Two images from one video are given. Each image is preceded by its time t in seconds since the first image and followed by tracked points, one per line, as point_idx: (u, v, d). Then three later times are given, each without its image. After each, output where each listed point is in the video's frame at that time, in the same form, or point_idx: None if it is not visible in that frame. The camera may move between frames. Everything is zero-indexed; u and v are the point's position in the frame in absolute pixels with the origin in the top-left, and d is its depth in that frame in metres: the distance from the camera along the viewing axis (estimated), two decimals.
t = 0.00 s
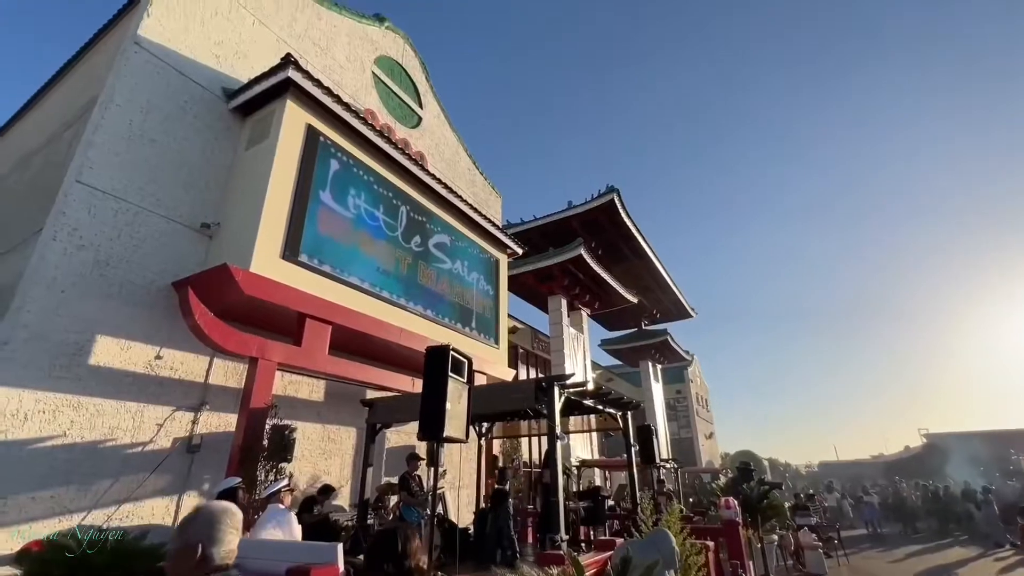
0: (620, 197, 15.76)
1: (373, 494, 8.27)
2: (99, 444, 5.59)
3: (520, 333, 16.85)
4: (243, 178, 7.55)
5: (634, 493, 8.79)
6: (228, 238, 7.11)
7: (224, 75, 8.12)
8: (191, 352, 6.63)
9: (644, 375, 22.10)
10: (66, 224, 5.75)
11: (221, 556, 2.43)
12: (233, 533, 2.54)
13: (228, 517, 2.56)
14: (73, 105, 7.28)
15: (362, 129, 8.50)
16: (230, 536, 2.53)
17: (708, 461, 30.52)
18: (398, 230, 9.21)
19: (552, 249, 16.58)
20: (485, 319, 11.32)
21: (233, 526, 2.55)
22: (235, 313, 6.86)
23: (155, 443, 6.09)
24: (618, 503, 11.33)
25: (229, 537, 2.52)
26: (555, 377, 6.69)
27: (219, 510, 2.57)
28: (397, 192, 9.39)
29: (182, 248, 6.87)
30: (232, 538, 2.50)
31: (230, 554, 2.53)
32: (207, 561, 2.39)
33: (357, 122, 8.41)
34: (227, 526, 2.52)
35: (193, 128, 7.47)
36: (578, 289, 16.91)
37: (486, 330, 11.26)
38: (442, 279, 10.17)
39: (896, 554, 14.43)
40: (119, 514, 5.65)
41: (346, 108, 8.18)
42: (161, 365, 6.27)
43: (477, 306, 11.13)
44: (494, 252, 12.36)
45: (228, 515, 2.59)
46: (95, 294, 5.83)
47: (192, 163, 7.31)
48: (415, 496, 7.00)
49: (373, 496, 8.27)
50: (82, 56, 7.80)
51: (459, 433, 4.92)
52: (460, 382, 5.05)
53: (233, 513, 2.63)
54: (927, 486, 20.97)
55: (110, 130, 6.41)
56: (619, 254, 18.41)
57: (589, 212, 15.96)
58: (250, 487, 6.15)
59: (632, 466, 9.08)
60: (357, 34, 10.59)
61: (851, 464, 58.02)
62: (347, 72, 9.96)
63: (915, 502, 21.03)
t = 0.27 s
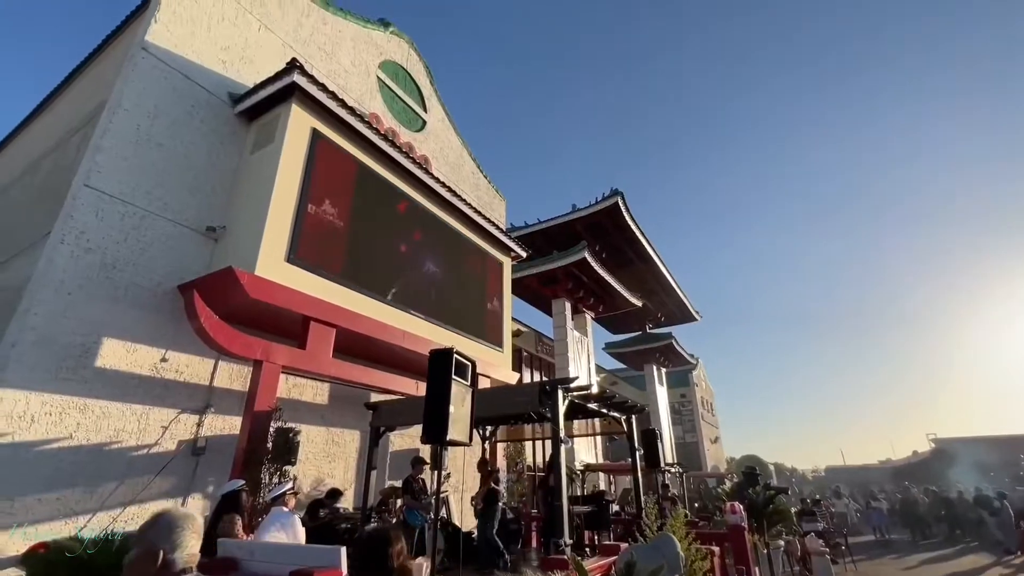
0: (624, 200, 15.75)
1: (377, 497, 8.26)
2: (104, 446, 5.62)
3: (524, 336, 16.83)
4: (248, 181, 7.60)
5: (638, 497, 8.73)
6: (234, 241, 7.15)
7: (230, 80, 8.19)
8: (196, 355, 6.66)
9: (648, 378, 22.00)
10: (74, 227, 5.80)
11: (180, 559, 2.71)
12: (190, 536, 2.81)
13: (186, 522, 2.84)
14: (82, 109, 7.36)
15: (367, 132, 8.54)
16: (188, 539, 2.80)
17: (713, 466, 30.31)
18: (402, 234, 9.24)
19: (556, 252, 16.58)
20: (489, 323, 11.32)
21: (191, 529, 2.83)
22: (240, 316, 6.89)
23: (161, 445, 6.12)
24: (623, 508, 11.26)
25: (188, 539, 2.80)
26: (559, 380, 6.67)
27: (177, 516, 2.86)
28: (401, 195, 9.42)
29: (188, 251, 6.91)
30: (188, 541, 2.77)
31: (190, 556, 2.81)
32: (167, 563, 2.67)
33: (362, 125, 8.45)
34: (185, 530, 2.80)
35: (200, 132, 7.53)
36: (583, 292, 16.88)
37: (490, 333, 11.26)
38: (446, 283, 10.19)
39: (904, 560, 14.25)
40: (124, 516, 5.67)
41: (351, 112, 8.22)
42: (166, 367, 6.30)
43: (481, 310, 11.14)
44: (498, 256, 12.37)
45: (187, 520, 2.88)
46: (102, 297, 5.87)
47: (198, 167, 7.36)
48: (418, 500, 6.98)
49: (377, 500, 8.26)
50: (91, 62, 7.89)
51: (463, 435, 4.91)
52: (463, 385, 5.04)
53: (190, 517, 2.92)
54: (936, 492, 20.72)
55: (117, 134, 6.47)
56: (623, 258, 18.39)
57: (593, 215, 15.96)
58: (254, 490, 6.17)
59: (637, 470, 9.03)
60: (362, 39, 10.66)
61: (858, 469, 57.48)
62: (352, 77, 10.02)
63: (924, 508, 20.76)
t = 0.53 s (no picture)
0: (626, 199, 15.73)
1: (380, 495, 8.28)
2: (108, 443, 5.64)
3: (526, 335, 16.84)
4: (251, 180, 7.61)
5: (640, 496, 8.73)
6: (237, 239, 7.17)
7: (233, 79, 8.20)
8: (200, 353, 6.68)
9: (651, 377, 21.98)
10: (78, 225, 5.83)
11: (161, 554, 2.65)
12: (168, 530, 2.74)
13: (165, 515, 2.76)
14: (86, 108, 7.38)
15: (369, 131, 8.54)
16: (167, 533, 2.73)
17: (715, 465, 30.28)
18: (404, 233, 9.24)
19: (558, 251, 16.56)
20: (491, 321, 11.33)
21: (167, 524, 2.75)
22: (243, 314, 6.91)
23: (164, 443, 6.14)
24: (625, 507, 11.26)
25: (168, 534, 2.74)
26: (561, 378, 6.67)
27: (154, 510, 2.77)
28: (404, 194, 9.43)
29: (191, 249, 6.93)
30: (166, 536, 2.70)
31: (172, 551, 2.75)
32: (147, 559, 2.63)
33: (364, 124, 8.45)
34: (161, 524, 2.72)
35: (203, 131, 7.55)
36: (585, 291, 16.87)
37: (492, 332, 11.27)
38: (448, 281, 10.19)
39: (907, 560, 14.22)
40: (129, 513, 5.71)
41: (353, 111, 8.23)
42: (170, 365, 6.33)
43: (483, 309, 11.14)
44: (500, 255, 12.37)
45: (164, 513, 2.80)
46: (105, 296, 5.89)
47: (201, 166, 7.38)
48: (420, 499, 7.00)
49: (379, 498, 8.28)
50: (95, 60, 7.91)
51: (466, 433, 4.92)
52: (466, 383, 5.04)
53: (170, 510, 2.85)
54: (939, 492, 20.66)
55: (121, 133, 6.49)
56: (626, 257, 18.37)
57: (596, 214, 15.95)
58: (258, 488, 6.23)
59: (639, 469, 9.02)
60: (364, 37, 10.66)
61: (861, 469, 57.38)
62: (355, 76, 10.02)
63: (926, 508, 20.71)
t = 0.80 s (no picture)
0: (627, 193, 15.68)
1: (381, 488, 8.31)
2: (110, 436, 5.66)
3: (527, 329, 16.84)
4: (251, 173, 7.59)
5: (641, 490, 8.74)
6: (237, 232, 7.16)
7: (233, 71, 8.17)
8: (201, 346, 6.69)
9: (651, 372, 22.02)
10: (78, 218, 5.82)
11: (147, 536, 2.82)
12: (156, 516, 2.92)
13: (153, 502, 2.96)
14: (85, 101, 7.35)
15: (369, 124, 8.50)
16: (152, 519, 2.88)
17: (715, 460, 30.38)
18: (405, 226, 9.22)
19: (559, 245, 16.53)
20: (492, 315, 11.33)
21: (155, 510, 2.93)
22: (244, 308, 6.91)
23: (166, 435, 6.16)
24: (625, 500, 11.31)
25: (155, 518, 2.92)
26: (561, 372, 6.67)
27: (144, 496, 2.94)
28: (404, 187, 9.40)
29: (191, 242, 6.92)
30: (153, 520, 2.88)
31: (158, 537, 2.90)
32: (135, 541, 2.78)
33: (364, 117, 8.41)
34: (149, 509, 2.90)
35: (203, 123, 7.52)
36: (586, 285, 16.85)
37: (493, 326, 11.27)
38: (448, 275, 10.19)
39: (906, 554, 14.28)
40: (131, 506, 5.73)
41: (353, 103, 8.19)
42: (171, 359, 6.34)
43: (483, 303, 11.13)
44: (501, 249, 12.35)
45: (153, 499, 3.00)
46: (106, 289, 5.89)
47: (201, 159, 7.36)
48: (421, 492, 7.02)
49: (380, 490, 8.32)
50: (94, 53, 7.88)
51: (466, 426, 4.92)
52: (466, 376, 5.03)
53: (159, 499, 3.05)
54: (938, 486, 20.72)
55: (120, 126, 6.47)
56: (627, 251, 18.34)
57: (597, 208, 15.90)
58: (258, 480, 6.21)
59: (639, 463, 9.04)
60: (365, 30, 10.59)
61: (860, 463, 57.57)
62: (355, 68, 9.97)
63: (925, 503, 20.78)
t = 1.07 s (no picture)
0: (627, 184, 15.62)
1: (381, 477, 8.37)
2: (111, 425, 5.68)
3: (526, 320, 16.87)
4: (250, 162, 7.54)
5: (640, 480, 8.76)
6: (236, 222, 7.13)
7: (230, 59, 8.08)
8: (200, 336, 6.69)
9: (650, 363, 22.09)
10: (75, 208, 5.79)
11: (112, 525, 2.80)
12: (121, 506, 2.90)
13: (116, 491, 2.95)
14: (81, 89, 7.28)
15: (368, 113, 8.43)
16: (117, 507, 2.88)
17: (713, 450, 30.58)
18: (404, 217, 9.19)
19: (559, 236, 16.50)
20: (491, 306, 11.33)
21: (120, 498, 2.92)
22: (243, 298, 6.90)
23: (166, 425, 6.18)
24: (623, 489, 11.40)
25: (121, 508, 2.90)
26: (560, 362, 6.67)
27: (107, 488, 2.96)
28: (404, 177, 9.35)
29: (189, 232, 6.90)
30: (118, 511, 2.86)
31: (122, 526, 2.87)
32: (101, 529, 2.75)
33: (363, 106, 8.34)
34: (115, 498, 2.90)
35: (200, 112, 7.46)
36: (585, 277, 16.85)
37: (492, 317, 11.27)
38: (448, 266, 10.17)
39: (901, 544, 14.42)
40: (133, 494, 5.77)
41: (352, 92, 8.11)
42: (171, 349, 6.34)
43: (483, 294, 11.13)
44: (500, 239, 12.32)
45: (117, 490, 2.97)
46: (105, 278, 5.88)
47: (199, 148, 7.31)
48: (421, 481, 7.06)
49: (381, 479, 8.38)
50: (89, 40, 7.79)
51: (465, 416, 4.93)
52: (465, 365, 5.03)
53: (123, 488, 3.03)
54: (933, 476, 20.90)
55: (117, 114, 6.41)
56: (627, 243, 18.31)
57: (597, 199, 15.85)
58: (259, 469, 6.23)
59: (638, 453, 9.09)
60: (363, 17, 10.47)
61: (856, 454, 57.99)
62: (353, 57, 9.87)
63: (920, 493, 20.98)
